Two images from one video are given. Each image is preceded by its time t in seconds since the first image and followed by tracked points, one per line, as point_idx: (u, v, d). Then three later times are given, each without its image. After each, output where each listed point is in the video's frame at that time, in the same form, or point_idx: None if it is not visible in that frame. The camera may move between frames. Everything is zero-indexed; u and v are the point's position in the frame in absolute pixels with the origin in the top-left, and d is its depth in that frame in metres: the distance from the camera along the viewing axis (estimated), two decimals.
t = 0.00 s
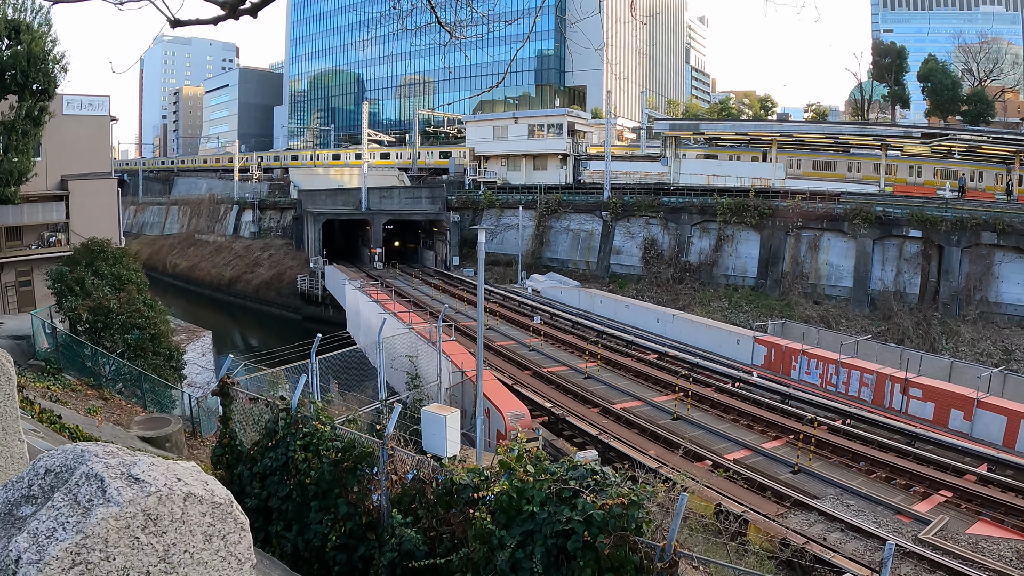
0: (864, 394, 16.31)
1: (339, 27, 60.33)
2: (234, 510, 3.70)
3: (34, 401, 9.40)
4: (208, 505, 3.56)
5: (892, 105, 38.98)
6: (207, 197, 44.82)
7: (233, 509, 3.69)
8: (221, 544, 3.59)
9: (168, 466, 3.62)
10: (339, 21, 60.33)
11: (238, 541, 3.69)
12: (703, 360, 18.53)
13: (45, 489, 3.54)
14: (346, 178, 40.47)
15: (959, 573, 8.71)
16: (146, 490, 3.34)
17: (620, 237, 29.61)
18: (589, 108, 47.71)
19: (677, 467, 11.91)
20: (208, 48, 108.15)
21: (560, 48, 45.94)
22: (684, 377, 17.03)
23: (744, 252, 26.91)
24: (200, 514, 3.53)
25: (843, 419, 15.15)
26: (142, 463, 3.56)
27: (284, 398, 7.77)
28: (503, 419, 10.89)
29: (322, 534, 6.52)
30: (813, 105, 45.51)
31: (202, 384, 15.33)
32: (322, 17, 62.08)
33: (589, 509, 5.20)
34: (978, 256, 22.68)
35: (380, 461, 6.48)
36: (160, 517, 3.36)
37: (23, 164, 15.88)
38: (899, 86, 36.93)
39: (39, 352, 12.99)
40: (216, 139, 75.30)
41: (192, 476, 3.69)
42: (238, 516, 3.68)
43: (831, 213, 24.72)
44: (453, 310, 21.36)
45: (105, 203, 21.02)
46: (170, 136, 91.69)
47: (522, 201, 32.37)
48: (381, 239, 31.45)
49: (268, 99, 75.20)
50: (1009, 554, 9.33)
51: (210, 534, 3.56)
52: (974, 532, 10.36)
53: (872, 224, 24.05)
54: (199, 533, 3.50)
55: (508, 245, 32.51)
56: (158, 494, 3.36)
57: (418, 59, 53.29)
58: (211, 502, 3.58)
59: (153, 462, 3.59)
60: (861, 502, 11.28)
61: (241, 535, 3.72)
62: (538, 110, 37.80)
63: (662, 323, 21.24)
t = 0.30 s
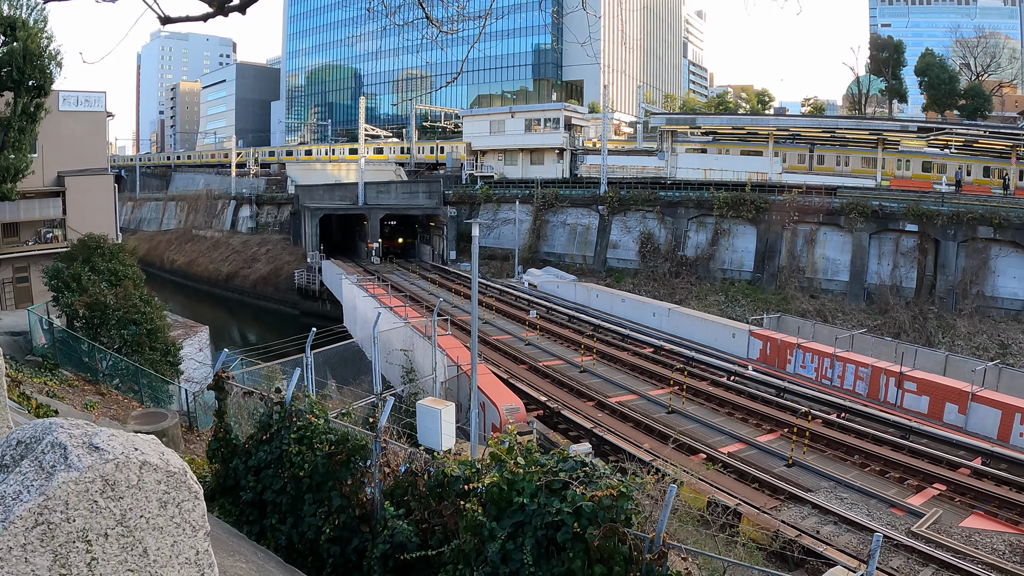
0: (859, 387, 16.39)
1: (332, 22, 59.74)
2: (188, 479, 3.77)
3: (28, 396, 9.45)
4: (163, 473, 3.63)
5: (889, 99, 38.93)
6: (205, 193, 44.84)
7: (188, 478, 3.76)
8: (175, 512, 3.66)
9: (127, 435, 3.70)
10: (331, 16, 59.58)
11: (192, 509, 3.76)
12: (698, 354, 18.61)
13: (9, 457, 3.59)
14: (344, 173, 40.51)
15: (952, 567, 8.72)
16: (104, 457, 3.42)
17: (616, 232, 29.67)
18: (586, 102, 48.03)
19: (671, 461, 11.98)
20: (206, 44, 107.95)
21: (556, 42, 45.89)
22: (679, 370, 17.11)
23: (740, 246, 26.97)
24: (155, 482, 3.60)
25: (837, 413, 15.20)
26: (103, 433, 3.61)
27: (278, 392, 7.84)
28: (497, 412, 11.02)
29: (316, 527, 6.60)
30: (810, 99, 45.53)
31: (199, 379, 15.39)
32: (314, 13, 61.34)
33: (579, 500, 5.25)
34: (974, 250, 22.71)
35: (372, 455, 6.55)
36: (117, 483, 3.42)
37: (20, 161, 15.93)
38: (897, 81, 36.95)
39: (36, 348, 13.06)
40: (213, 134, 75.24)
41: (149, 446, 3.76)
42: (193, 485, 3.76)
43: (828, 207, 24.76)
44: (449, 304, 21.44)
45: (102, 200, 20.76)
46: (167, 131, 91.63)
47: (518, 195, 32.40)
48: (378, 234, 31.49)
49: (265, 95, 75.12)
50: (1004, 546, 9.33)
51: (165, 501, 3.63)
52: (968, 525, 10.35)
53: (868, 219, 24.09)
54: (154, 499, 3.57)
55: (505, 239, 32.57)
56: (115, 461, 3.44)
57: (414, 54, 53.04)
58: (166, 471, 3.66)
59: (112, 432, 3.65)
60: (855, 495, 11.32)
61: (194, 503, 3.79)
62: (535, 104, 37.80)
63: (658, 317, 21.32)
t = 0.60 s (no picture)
0: (854, 382, 16.44)
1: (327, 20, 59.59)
2: (149, 460, 4.15)
3: (21, 393, 9.47)
4: (123, 454, 4.02)
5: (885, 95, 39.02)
6: (200, 191, 44.79)
7: (149, 458, 4.15)
8: (136, 491, 4.04)
9: (91, 419, 4.16)
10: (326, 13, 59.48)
11: (153, 489, 4.14)
12: (693, 349, 18.67)
13: None
14: (339, 170, 40.58)
15: (945, 560, 8.76)
16: (67, 437, 3.85)
17: (612, 228, 29.72)
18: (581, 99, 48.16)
19: (665, 456, 12.04)
20: (201, 42, 107.70)
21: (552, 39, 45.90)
22: (673, 365, 17.18)
23: (735, 242, 27.03)
24: (117, 462, 3.98)
25: (832, 407, 15.25)
26: (67, 416, 4.07)
27: (272, 389, 7.87)
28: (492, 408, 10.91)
29: (310, 523, 6.66)
30: (806, 95, 45.59)
31: (194, 376, 15.39)
32: (309, 11, 61.22)
33: (570, 495, 5.28)
34: (969, 245, 22.81)
35: (365, 451, 6.59)
36: (79, 462, 3.83)
37: (14, 160, 15.87)
38: (892, 76, 37.02)
39: (30, 347, 13.05)
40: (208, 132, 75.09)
41: (112, 429, 4.19)
42: (153, 466, 4.14)
43: (822, 202, 24.85)
44: (445, 301, 21.48)
45: (97, 199, 20.79)
46: (162, 130, 91.39)
47: (514, 191, 32.45)
48: (374, 231, 31.52)
49: (261, 92, 75.01)
50: (997, 541, 9.39)
51: (126, 481, 4.01)
52: (962, 519, 10.39)
53: (863, 214, 24.15)
54: (116, 479, 3.96)
55: (500, 235, 32.66)
56: (78, 441, 3.87)
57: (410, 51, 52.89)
58: (126, 451, 4.04)
59: (78, 415, 4.11)
60: (849, 489, 11.36)
61: (156, 484, 4.17)
62: (530, 101, 37.82)
63: (653, 312, 21.38)
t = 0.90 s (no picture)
0: (849, 378, 16.48)
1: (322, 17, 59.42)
2: (130, 449, 4.22)
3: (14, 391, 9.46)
4: (106, 443, 4.10)
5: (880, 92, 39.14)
6: (195, 189, 44.69)
7: (131, 448, 4.21)
8: (119, 479, 4.11)
9: (74, 408, 4.23)
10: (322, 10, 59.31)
11: (135, 478, 4.20)
12: (688, 346, 18.71)
13: None
14: (335, 167, 40.68)
15: (939, 556, 8.80)
16: (49, 426, 3.93)
17: (607, 225, 29.75)
18: (577, 96, 48.20)
19: (660, 452, 12.08)
20: (196, 39, 107.33)
21: (547, 37, 45.87)
22: (668, 362, 17.23)
23: (731, 239, 27.07)
24: (99, 450, 4.05)
25: (826, 404, 15.29)
26: (50, 405, 4.15)
27: (266, 386, 7.87)
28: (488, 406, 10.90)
29: (305, 520, 6.69)
30: (801, 92, 45.68)
31: (190, 376, 15.30)
32: (304, 8, 61.03)
33: (563, 491, 5.29)
34: (964, 242, 22.90)
35: (360, 448, 6.59)
36: (62, 451, 3.91)
37: (9, 158, 15.76)
38: (887, 74, 37.13)
39: (25, 344, 13.04)
40: (203, 131, 74.94)
41: (95, 418, 4.26)
42: (134, 455, 4.20)
43: (818, 200, 24.88)
44: (440, 298, 21.49)
45: (92, 196, 20.81)
46: (157, 128, 91.19)
47: (509, 189, 32.48)
48: (370, 229, 31.54)
49: (256, 90, 74.83)
50: (991, 537, 9.43)
51: (109, 469, 4.08)
52: (956, 516, 10.43)
53: (858, 211, 24.22)
54: (98, 467, 4.03)
55: (495, 233, 32.71)
56: (60, 429, 3.95)
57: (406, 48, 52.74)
58: (109, 440, 4.12)
59: (60, 404, 4.19)
60: (843, 486, 11.39)
61: (139, 473, 4.23)
62: (525, 98, 37.85)
63: (648, 309, 21.42)
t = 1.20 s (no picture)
0: (844, 376, 16.53)
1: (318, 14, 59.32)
2: (123, 443, 4.22)
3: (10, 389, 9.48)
4: (98, 437, 4.11)
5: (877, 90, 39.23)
6: (191, 186, 44.62)
7: (123, 442, 4.21)
8: (111, 473, 4.11)
9: (68, 403, 4.23)
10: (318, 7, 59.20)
11: (127, 472, 4.19)
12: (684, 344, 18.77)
13: None
14: (331, 165, 40.74)
15: (934, 554, 8.85)
16: (43, 420, 3.94)
17: (603, 223, 29.76)
18: (573, 94, 48.23)
19: (655, 450, 12.12)
20: (192, 36, 107.07)
21: (544, 34, 45.88)
22: (664, 360, 17.26)
23: (727, 237, 27.11)
24: (91, 444, 4.06)
25: (821, 402, 15.33)
26: (44, 401, 4.15)
27: (261, 383, 7.86)
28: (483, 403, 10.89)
29: (300, 517, 6.70)
30: (797, 91, 45.78)
31: (186, 373, 15.29)
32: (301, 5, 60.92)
33: (557, 488, 5.29)
34: (960, 240, 22.97)
35: (355, 445, 6.58)
36: (55, 445, 3.92)
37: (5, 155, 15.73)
38: (884, 72, 37.23)
39: (21, 342, 13.06)
40: (200, 128, 74.81)
41: (88, 413, 4.26)
42: (127, 449, 4.19)
43: (814, 197, 24.95)
44: (436, 296, 21.52)
45: (88, 193, 20.87)
46: (153, 125, 91.07)
47: (505, 186, 32.56)
48: (367, 226, 31.56)
49: (252, 87, 74.69)
50: (986, 535, 9.47)
51: (101, 463, 4.09)
52: (951, 513, 10.48)
53: (854, 209, 24.30)
54: (90, 461, 4.04)
55: (491, 230, 32.75)
56: (54, 424, 3.95)
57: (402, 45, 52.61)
58: (101, 435, 4.12)
59: (54, 400, 4.18)
60: (838, 484, 11.42)
61: (131, 467, 4.23)
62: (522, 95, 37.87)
63: (644, 307, 21.46)
